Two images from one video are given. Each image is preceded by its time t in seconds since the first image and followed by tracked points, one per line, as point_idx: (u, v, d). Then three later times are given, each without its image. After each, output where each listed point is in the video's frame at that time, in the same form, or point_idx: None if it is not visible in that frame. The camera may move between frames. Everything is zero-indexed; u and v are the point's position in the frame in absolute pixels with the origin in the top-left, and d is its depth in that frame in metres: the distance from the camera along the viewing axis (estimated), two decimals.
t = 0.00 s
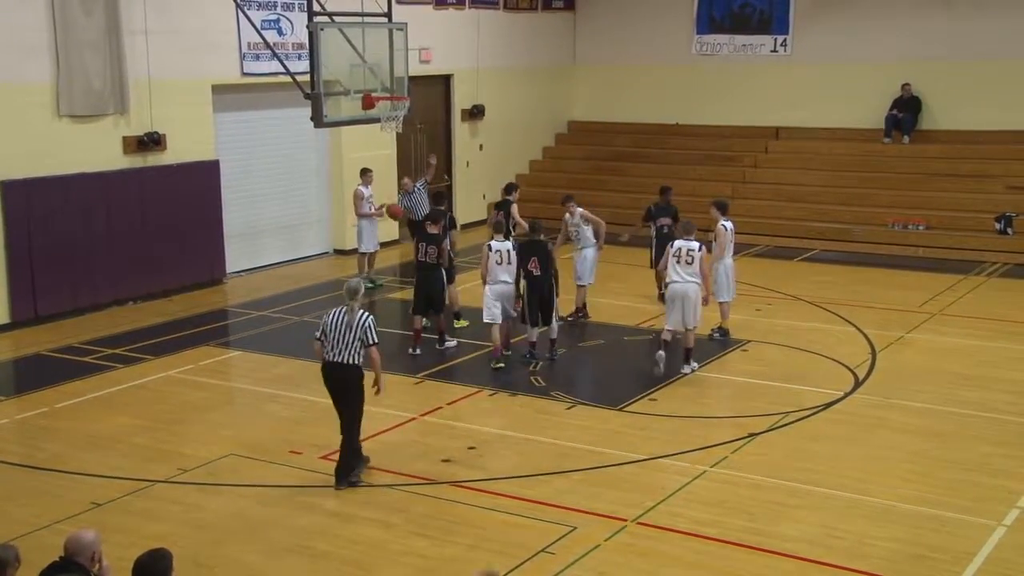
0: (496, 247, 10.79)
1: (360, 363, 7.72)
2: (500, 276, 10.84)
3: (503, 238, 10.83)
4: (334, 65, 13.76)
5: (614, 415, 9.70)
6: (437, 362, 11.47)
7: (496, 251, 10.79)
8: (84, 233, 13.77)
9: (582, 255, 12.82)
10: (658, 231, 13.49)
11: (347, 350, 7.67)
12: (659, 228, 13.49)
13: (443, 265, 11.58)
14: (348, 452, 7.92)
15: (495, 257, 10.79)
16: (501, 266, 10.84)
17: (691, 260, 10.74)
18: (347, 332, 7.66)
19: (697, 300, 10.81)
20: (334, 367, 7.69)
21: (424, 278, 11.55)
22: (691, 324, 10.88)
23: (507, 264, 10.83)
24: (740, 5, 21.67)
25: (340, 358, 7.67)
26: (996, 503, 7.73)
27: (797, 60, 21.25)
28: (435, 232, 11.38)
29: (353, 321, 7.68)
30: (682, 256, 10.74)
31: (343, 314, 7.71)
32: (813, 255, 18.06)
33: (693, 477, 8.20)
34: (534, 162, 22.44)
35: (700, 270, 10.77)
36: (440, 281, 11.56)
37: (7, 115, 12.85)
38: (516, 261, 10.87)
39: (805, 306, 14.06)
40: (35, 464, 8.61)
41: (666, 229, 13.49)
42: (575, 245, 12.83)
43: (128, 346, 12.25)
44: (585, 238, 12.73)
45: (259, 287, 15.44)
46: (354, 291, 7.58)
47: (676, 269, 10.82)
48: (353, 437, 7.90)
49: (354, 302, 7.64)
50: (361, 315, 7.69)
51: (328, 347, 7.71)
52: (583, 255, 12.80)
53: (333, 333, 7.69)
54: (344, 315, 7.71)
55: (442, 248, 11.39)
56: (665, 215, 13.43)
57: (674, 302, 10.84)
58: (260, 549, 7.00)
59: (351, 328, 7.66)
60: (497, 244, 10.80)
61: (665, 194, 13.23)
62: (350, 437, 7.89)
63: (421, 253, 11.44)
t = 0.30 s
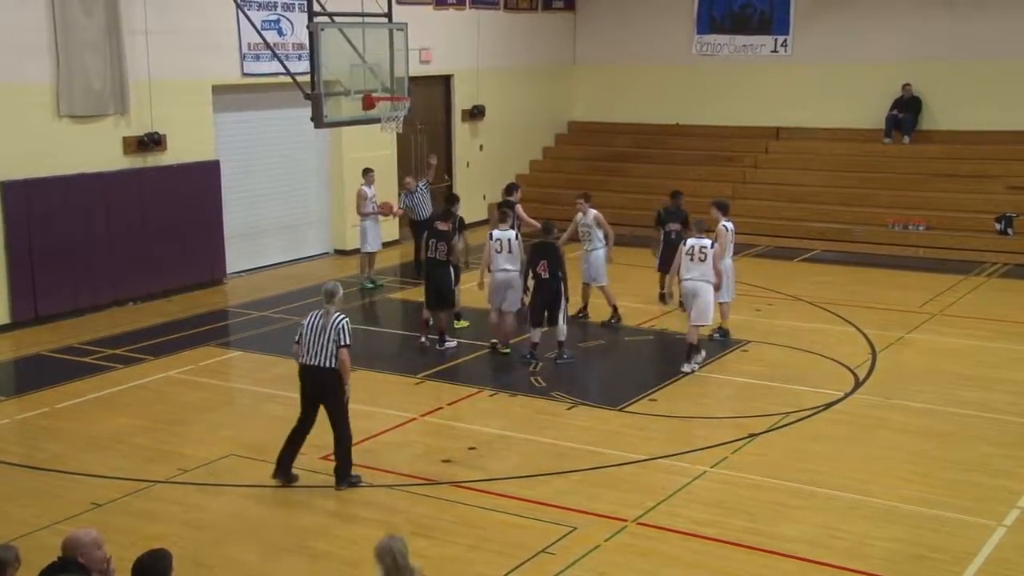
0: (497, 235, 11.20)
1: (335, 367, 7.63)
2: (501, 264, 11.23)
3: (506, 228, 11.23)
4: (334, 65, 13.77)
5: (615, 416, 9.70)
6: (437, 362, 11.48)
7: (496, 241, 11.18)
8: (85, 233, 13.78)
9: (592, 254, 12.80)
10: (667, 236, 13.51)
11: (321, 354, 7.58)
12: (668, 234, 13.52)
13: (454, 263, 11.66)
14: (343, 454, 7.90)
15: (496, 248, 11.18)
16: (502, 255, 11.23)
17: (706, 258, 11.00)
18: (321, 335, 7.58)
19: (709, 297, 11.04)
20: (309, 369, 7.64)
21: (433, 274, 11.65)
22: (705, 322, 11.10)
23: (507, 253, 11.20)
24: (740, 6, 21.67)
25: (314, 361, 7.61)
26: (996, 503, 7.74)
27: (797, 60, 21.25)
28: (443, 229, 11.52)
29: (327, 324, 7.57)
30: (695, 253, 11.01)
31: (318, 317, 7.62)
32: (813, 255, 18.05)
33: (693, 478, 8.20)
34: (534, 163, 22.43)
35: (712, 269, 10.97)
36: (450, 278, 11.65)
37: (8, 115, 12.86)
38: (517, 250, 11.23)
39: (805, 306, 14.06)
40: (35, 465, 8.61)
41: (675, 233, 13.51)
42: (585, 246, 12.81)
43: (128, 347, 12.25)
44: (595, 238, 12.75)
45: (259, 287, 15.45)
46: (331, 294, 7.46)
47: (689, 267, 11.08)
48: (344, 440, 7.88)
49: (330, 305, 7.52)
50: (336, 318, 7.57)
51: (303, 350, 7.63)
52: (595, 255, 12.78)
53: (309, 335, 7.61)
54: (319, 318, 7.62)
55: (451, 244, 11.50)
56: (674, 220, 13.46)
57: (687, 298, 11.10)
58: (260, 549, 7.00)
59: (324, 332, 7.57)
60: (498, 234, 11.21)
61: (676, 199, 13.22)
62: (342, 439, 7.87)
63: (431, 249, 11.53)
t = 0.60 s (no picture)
0: (501, 234, 11.54)
1: (309, 369, 7.55)
2: (506, 262, 11.57)
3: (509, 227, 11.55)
4: (334, 66, 13.77)
5: (614, 415, 9.71)
6: (437, 362, 11.48)
7: (500, 240, 11.52)
8: (84, 234, 13.78)
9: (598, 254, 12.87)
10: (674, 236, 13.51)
11: (295, 355, 7.52)
12: (673, 234, 13.52)
13: (460, 264, 11.74)
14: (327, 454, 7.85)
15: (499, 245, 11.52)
16: (506, 253, 11.56)
17: (717, 251, 11.24)
18: (294, 336, 7.52)
19: (723, 289, 11.31)
20: (282, 370, 7.59)
21: (439, 273, 11.73)
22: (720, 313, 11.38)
23: (510, 251, 11.54)
24: (740, 7, 21.68)
25: (288, 362, 7.55)
26: (996, 504, 7.73)
27: (797, 61, 21.25)
28: (450, 229, 11.68)
29: (302, 325, 7.51)
30: (706, 248, 11.24)
31: (294, 320, 7.57)
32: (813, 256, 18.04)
33: (692, 479, 8.19)
34: (534, 163, 22.42)
35: (724, 261, 11.21)
36: (455, 278, 11.69)
37: (8, 116, 12.86)
38: (520, 249, 11.55)
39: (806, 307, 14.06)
40: (35, 465, 8.61)
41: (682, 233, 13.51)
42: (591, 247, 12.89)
43: (128, 347, 12.24)
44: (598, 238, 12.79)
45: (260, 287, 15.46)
46: (307, 297, 7.41)
47: (701, 261, 11.29)
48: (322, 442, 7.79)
49: (306, 308, 7.45)
50: (312, 319, 7.51)
51: (278, 352, 7.58)
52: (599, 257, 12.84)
53: (284, 337, 7.56)
54: (294, 320, 7.57)
55: (458, 245, 11.65)
56: (678, 220, 13.50)
57: (702, 292, 11.31)
58: (259, 550, 6.99)
59: (298, 333, 7.51)
60: (502, 232, 11.55)
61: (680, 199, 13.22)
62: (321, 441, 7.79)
63: (437, 249, 11.68)
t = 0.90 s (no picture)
0: (510, 229, 12.09)
1: (300, 369, 7.51)
2: (515, 255, 12.18)
3: (519, 222, 12.08)
4: (334, 66, 13.76)
5: (614, 415, 9.71)
6: (436, 362, 11.49)
7: (510, 234, 12.10)
8: (84, 234, 13.78)
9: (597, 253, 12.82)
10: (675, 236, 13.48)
11: (286, 356, 7.49)
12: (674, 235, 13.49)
13: (467, 262, 11.89)
14: (315, 457, 7.77)
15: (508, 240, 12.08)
16: (515, 247, 12.14)
17: (733, 249, 11.26)
18: (285, 337, 7.48)
19: (738, 285, 11.44)
20: (273, 371, 7.54)
21: (446, 271, 11.89)
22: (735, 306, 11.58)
23: (519, 245, 12.11)
24: (740, 7, 21.68)
25: (278, 363, 7.52)
26: (996, 504, 7.73)
27: (798, 61, 21.25)
28: (454, 227, 11.95)
29: (292, 326, 7.47)
30: (722, 247, 11.25)
31: (284, 321, 7.53)
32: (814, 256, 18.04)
33: (692, 479, 8.19)
34: (534, 164, 22.42)
35: (740, 259, 11.29)
36: (462, 276, 11.86)
37: (9, 116, 12.87)
38: (529, 243, 12.10)
39: (806, 307, 14.06)
40: (35, 465, 8.61)
41: (683, 233, 13.48)
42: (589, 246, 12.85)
43: (128, 347, 12.24)
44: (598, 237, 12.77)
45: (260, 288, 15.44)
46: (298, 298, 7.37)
47: (716, 259, 11.34)
48: (312, 445, 7.73)
49: (298, 309, 7.43)
50: (303, 320, 7.48)
51: (270, 353, 7.55)
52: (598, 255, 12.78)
53: (275, 338, 7.53)
54: (285, 321, 7.53)
55: (462, 243, 11.83)
56: (679, 221, 13.45)
57: (717, 289, 11.44)
58: (259, 550, 6.99)
59: (289, 334, 7.47)
60: (511, 228, 12.09)
61: (679, 200, 13.19)
62: (311, 444, 7.73)
63: (443, 248, 11.90)
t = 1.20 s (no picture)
0: (525, 222, 12.52)
1: (300, 370, 7.51)
2: (530, 247, 12.58)
3: (533, 215, 12.55)
4: (334, 66, 13.77)
5: (614, 415, 9.71)
6: (436, 362, 11.49)
7: (525, 226, 12.53)
8: (84, 234, 13.78)
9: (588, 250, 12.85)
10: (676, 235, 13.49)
11: (288, 356, 7.50)
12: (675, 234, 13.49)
13: (477, 260, 11.94)
14: (313, 458, 7.75)
15: (523, 232, 12.51)
16: (530, 239, 12.57)
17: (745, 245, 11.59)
18: (287, 338, 7.50)
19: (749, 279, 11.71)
20: (273, 371, 7.56)
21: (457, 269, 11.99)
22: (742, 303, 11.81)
23: (534, 237, 12.55)
24: (740, 7, 21.69)
25: (279, 362, 7.53)
26: (996, 504, 7.73)
27: (798, 61, 21.25)
28: (460, 225, 11.87)
29: (295, 327, 7.49)
30: (736, 242, 11.52)
31: (288, 322, 7.56)
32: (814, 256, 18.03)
33: (692, 479, 8.19)
34: (534, 164, 22.41)
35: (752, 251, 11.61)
36: (473, 272, 11.97)
37: (9, 116, 12.87)
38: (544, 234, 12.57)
39: (806, 306, 14.07)
40: (35, 465, 8.61)
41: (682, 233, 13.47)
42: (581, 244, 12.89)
43: (128, 347, 12.24)
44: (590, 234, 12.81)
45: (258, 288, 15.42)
46: (302, 299, 7.38)
47: (729, 255, 11.57)
48: (311, 446, 7.72)
49: (300, 310, 7.44)
50: (306, 322, 7.49)
51: (271, 352, 7.58)
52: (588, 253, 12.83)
53: (278, 338, 7.56)
54: (289, 322, 7.56)
55: (469, 241, 11.84)
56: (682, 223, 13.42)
57: (732, 284, 11.64)
58: (259, 550, 6.99)
59: (291, 335, 7.49)
60: (526, 220, 12.54)
61: (679, 200, 13.18)
62: (309, 444, 7.71)
63: (450, 246, 11.93)
